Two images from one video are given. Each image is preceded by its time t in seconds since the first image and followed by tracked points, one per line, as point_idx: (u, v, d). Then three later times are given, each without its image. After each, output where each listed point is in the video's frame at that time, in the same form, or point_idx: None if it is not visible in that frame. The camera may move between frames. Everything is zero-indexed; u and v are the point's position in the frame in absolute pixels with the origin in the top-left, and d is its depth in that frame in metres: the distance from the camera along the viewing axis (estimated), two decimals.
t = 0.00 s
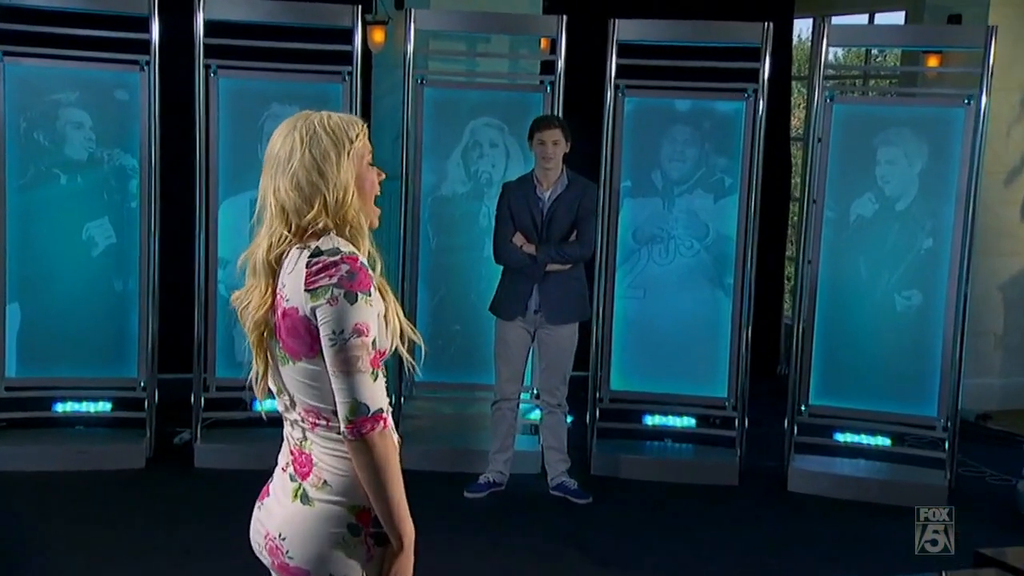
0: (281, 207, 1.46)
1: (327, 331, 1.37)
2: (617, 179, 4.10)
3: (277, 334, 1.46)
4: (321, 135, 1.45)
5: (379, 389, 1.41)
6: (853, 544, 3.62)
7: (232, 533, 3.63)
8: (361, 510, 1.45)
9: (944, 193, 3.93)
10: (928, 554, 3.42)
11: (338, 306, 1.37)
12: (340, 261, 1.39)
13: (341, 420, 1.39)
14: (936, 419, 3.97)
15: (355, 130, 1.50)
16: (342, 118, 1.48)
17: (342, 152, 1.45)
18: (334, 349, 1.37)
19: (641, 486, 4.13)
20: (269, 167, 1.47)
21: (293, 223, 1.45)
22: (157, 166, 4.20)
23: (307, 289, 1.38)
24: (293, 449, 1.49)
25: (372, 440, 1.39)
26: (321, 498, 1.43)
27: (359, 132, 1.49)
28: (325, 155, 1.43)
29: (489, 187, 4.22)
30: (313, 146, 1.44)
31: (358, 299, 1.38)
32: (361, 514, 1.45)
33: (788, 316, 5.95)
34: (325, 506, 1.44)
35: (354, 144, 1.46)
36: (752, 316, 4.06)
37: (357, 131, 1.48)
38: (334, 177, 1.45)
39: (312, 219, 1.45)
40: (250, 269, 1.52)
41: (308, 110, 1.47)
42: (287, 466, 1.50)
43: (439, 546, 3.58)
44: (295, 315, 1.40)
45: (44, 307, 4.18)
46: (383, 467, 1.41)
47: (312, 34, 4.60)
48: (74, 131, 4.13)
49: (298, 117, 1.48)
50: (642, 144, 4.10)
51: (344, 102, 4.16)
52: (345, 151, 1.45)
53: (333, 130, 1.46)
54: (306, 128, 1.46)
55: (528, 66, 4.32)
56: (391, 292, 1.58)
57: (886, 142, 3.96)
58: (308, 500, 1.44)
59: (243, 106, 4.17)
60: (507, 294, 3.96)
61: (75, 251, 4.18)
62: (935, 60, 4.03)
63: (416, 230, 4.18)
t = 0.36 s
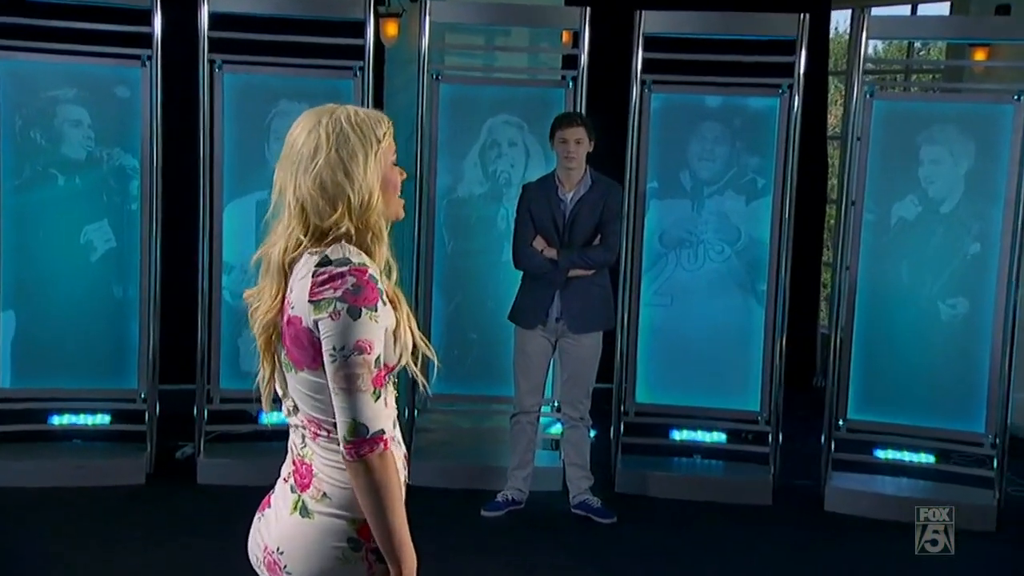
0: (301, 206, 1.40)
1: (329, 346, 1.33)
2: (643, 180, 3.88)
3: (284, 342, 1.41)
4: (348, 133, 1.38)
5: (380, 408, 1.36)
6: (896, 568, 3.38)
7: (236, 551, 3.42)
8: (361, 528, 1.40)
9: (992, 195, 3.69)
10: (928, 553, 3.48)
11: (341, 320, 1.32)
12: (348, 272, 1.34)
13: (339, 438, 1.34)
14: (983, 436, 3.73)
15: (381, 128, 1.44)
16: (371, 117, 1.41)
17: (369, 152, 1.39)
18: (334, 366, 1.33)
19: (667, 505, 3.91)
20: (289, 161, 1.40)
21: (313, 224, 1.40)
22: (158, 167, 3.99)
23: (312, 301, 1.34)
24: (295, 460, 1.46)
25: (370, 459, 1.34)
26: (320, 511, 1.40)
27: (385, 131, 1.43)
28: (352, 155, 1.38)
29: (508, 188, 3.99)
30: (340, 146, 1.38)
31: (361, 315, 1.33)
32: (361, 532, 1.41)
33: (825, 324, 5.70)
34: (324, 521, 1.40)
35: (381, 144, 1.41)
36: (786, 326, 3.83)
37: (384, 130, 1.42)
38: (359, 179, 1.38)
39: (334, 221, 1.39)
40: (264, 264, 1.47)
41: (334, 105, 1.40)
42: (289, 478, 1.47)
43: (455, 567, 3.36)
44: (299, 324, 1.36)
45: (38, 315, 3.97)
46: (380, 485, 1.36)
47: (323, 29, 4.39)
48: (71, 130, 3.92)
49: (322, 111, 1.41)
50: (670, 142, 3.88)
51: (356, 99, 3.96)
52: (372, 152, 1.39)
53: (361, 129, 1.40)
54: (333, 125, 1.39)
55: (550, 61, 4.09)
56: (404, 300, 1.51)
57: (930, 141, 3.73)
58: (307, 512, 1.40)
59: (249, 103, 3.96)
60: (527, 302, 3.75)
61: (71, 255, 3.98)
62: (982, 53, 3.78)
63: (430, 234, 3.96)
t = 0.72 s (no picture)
0: (316, 203, 1.27)
1: (338, 363, 1.20)
2: (670, 177, 3.67)
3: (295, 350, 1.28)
4: (369, 129, 1.25)
5: (393, 425, 1.22)
6: None
7: (239, 569, 3.21)
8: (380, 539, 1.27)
9: None
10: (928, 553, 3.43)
11: (349, 335, 1.19)
12: (358, 282, 1.21)
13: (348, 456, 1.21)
14: None
15: (405, 126, 1.31)
16: (393, 112, 1.28)
17: (390, 149, 1.26)
18: (344, 385, 1.20)
19: (694, 521, 3.69)
20: (306, 157, 1.27)
21: (327, 224, 1.26)
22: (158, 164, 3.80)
23: (319, 314, 1.21)
24: (307, 470, 1.33)
25: (381, 481, 1.21)
26: (334, 521, 1.27)
27: (407, 128, 1.30)
28: (372, 151, 1.24)
29: (527, 185, 3.79)
30: (359, 141, 1.25)
31: (369, 330, 1.19)
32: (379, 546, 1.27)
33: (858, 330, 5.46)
34: (339, 533, 1.27)
35: (402, 141, 1.27)
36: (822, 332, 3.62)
37: (405, 127, 1.29)
38: (379, 178, 1.25)
39: (350, 222, 1.26)
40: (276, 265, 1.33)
41: (355, 98, 1.27)
42: (301, 488, 1.33)
43: None
44: (307, 335, 1.23)
45: (33, 319, 3.78)
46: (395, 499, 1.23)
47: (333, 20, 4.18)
48: (67, 125, 3.73)
49: (340, 105, 1.28)
50: (698, 137, 3.67)
51: (367, 92, 3.75)
52: (394, 149, 1.26)
53: (381, 124, 1.26)
54: (352, 119, 1.26)
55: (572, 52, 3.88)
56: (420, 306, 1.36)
57: (976, 135, 3.50)
58: (321, 523, 1.27)
59: (254, 96, 3.77)
60: (547, 306, 3.54)
61: (68, 256, 3.78)
62: None
63: (445, 234, 3.76)
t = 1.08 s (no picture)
0: (318, 200, 1.16)
1: (337, 368, 1.08)
2: (690, 175, 3.46)
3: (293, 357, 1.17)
4: (377, 124, 1.14)
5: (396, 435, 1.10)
6: None
7: None
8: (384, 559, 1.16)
9: None
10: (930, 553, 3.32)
11: (349, 341, 1.07)
12: (358, 285, 1.09)
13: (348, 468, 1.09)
14: None
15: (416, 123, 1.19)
16: (404, 107, 1.17)
17: (399, 144, 1.14)
18: (343, 392, 1.08)
19: (716, 538, 3.49)
20: (309, 150, 1.16)
21: (330, 222, 1.15)
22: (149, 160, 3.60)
23: (318, 318, 1.09)
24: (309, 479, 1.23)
25: (383, 494, 1.09)
26: (335, 537, 1.17)
27: (419, 125, 1.18)
28: (379, 145, 1.13)
29: (539, 183, 3.58)
30: (366, 135, 1.14)
31: (371, 335, 1.07)
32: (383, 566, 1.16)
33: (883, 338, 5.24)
34: (338, 551, 1.16)
35: (412, 138, 1.16)
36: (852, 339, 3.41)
37: (416, 124, 1.17)
38: (384, 177, 1.14)
39: (353, 221, 1.14)
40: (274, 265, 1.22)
41: (363, 91, 1.16)
42: (302, 499, 1.23)
43: None
44: (305, 341, 1.11)
45: (18, 324, 3.59)
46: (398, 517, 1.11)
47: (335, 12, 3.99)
48: (53, 119, 3.53)
49: (348, 97, 1.17)
50: (720, 132, 3.47)
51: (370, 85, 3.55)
52: (402, 145, 1.14)
53: (390, 118, 1.15)
54: (360, 114, 1.15)
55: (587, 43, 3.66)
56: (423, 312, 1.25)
57: (1016, 131, 3.30)
58: (321, 539, 1.17)
59: (251, 89, 3.57)
60: (561, 312, 3.33)
61: (54, 258, 3.59)
62: None
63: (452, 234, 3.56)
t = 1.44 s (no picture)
0: (316, 195, 1.06)
1: (339, 369, 0.99)
2: (705, 174, 3.29)
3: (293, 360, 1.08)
4: (380, 117, 1.05)
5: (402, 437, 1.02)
6: None
7: None
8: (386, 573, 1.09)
9: None
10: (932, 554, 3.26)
11: (353, 337, 0.98)
12: (362, 279, 1.00)
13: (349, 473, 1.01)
14: None
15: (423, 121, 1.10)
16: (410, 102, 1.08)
17: (402, 140, 1.05)
18: (345, 393, 0.99)
19: (733, 555, 3.32)
20: (308, 142, 1.07)
21: (327, 218, 1.06)
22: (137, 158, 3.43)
23: (319, 314, 1.00)
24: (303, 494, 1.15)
25: (388, 498, 1.01)
26: (334, 555, 1.09)
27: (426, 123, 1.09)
28: (381, 139, 1.04)
29: (547, 182, 3.42)
30: (369, 127, 1.05)
31: (376, 331, 0.98)
32: None
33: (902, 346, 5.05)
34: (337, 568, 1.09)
35: (417, 135, 1.07)
36: (876, 346, 3.24)
37: (422, 121, 1.08)
38: (386, 173, 1.04)
39: (350, 217, 1.05)
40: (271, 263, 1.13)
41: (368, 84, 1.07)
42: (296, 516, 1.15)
43: None
44: (306, 341, 1.02)
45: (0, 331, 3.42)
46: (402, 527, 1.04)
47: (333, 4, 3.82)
48: (37, 115, 3.36)
49: (351, 90, 1.08)
50: (738, 129, 3.30)
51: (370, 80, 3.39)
52: (405, 140, 1.05)
53: (394, 112, 1.06)
54: (363, 105, 1.06)
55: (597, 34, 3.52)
56: (429, 313, 1.12)
57: None
58: (318, 557, 1.10)
59: (245, 84, 3.41)
60: (571, 318, 3.16)
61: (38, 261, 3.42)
62: None
63: (456, 236, 3.39)
